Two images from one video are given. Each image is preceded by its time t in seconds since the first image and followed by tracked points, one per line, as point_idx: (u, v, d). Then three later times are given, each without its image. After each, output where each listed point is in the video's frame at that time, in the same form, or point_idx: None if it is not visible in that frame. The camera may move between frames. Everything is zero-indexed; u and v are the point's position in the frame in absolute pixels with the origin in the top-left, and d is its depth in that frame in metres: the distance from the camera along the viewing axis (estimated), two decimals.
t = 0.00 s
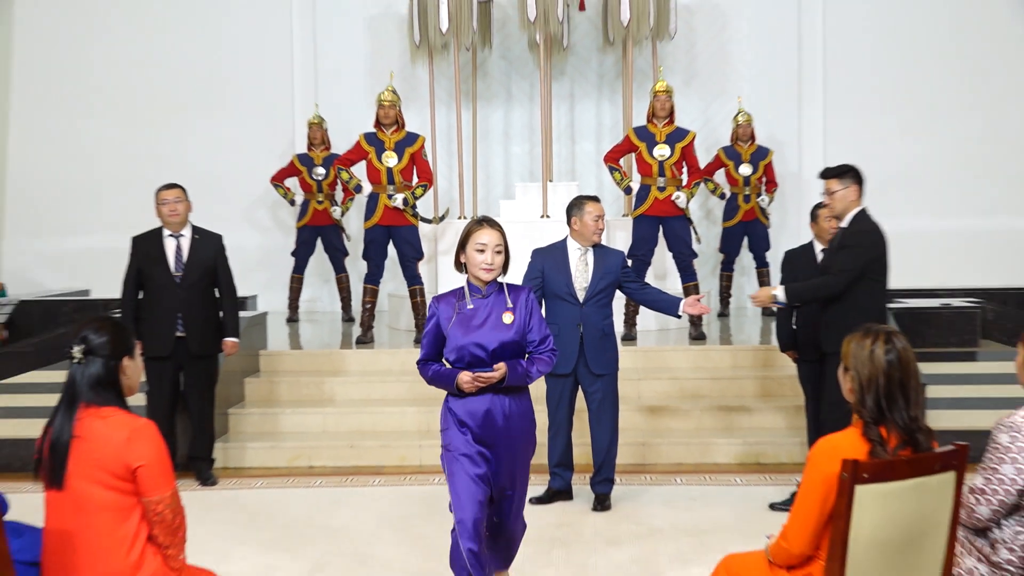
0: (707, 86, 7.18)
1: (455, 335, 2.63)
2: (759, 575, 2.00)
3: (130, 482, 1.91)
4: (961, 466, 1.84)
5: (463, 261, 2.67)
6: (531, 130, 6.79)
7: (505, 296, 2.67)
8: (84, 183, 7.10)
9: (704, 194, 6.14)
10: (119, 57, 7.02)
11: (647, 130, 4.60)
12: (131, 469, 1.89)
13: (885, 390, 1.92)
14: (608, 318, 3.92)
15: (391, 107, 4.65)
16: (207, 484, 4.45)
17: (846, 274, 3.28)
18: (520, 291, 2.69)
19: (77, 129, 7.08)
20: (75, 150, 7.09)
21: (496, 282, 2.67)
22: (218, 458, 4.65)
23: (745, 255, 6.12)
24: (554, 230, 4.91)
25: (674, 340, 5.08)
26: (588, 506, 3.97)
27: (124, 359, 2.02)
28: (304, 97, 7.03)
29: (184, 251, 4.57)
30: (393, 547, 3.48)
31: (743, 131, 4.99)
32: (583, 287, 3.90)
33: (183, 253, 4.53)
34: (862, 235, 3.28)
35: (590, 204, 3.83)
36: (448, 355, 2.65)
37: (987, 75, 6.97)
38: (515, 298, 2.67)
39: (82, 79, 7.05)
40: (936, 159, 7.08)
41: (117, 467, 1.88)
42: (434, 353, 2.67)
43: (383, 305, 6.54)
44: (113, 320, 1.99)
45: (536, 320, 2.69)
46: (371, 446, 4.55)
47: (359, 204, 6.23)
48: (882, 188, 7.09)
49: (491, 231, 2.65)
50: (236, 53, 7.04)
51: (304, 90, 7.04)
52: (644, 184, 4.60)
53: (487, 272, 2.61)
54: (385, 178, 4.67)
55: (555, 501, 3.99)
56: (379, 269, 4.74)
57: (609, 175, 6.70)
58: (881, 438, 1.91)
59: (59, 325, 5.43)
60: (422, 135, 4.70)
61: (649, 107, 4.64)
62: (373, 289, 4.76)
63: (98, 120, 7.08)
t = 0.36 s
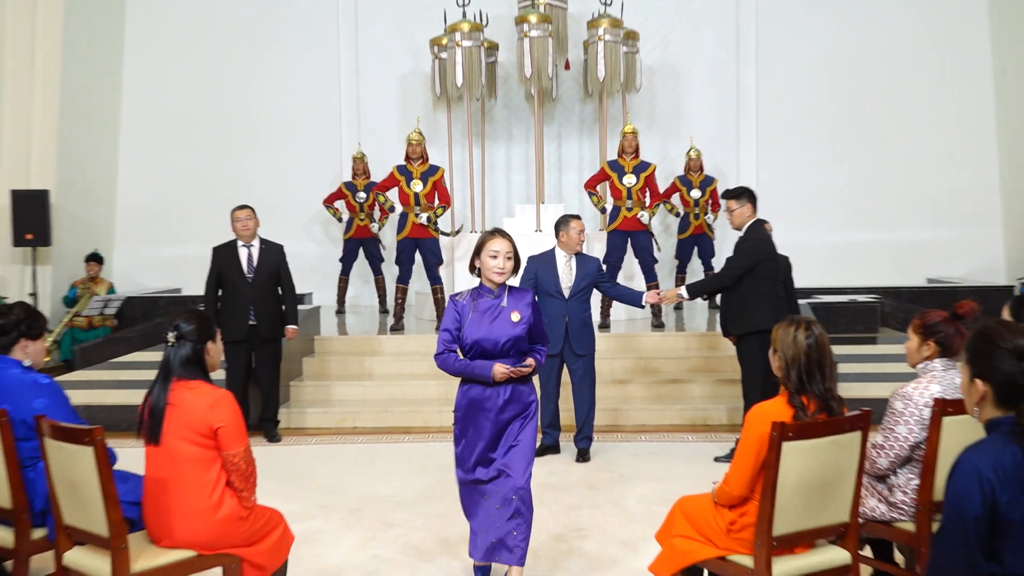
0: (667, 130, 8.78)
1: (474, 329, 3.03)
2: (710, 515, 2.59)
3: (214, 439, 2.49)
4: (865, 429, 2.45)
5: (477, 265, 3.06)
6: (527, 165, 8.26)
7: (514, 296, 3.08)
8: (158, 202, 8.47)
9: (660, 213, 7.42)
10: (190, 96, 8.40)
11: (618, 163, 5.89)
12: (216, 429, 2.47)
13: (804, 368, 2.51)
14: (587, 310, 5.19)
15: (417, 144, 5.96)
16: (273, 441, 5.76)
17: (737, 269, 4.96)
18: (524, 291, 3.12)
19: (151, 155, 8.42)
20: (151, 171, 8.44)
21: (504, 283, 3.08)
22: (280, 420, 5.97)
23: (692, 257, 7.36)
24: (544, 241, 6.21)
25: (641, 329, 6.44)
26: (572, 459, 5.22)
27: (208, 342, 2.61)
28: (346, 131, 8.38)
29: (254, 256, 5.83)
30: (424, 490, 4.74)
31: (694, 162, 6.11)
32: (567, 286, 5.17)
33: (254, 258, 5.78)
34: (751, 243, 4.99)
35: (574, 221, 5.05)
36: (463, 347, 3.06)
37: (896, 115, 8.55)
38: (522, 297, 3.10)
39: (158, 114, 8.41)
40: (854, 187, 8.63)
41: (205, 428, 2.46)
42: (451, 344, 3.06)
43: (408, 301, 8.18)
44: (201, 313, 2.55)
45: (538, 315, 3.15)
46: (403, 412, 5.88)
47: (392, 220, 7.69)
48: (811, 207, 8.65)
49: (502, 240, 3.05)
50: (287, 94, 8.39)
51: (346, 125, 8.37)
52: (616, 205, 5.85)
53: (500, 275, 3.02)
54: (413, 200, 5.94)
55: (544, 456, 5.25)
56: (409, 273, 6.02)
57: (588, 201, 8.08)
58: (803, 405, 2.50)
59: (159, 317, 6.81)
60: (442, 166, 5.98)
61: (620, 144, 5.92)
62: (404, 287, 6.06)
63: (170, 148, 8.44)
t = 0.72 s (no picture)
0: (636, 159, 10.60)
1: (489, 322, 3.63)
2: (674, 469, 3.49)
3: (274, 410, 3.41)
4: (792, 401, 3.37)
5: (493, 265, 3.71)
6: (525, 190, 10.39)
7: (525, 295, 3.71)
8: (223, 222, 10.47)
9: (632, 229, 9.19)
10: (248, 133, 10.38)
11: (596, 190, 7.49)
12: (275, 401, 3.39)
13: (745, 353, 3.42)
14: (570, 307, 6.66)
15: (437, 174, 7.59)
16: (322, 411, 7.27)
17: (688, 279, 6.34)
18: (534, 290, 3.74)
19: (216, 183, 10.40)
20: (218, 197, 10.44)
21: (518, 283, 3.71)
22: (326, 395, 7.47)
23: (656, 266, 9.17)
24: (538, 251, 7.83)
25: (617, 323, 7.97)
26: (560, 425, 6.68)
27: (269, 333, 3.52)
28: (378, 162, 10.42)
29: (305, 264, 7.11)
30: (444, 451, 6.13)
31: (658, 190, 7.78)
32: (554, 288, 6.63)
33: (305, 265, 7.03)
34: (699, 257, 6.41)
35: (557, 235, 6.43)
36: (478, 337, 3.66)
37: (824, 151, 10.36)
38: (531, 295, 3.73)
39: (221, 149, 10.38)
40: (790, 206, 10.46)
41: (267, 402, 3.36)
42: (469, 335, 3.69)
43: (432, 298, 10.12)
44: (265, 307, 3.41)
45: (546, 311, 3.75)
46: (426, 387, 7.46)
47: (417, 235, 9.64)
48: (757, 224, 10.51)
49: (516, 245, 3.68)
50: (326, 131, 10.43)
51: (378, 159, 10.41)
52: (595, 222, 7.35)
53: (512, 277, 3.63)
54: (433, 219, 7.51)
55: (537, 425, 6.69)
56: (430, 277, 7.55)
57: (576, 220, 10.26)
58: (743, 382, 3.41)
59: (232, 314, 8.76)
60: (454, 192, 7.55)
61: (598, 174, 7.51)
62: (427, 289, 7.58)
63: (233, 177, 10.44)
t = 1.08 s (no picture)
0: (617, 182, 12.69)
1: (501, 327, 3.89)
2: (648, 444, 4.03)
3: (310, 393, 3.99)
4: (748, 385, 3.94)
5: (497, 274, 3.92)
6: (523, 207, 12.70)
7: (529, 299, 3.98)
8: (273, 233, 12.78)
9: (613, 241, 11.73)
10: (297, 166, 12.71)
11: (583, 209, 9.85)
12: (312, 385, 3.97)
13: (708, 343, 4.02)
14: (559, 305, 7.98)
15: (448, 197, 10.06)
16: (351, 394, 8.49)
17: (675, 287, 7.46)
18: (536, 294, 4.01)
19: (269, 203, 12.75)
20: (270, 216, 12.76)
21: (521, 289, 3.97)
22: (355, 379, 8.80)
23: (634, 270, 11.44)
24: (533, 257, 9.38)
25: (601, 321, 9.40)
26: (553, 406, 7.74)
27: (308, 327, 4.11)
28: (399, 183, 12.66)
29: (337, 270, 8.28)
30: (456, 427, 6.93)
31: (634, 208, 10.34)
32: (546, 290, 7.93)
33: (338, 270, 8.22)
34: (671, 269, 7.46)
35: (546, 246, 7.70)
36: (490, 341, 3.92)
37: (773, 172, 12.38)
38: (534, 299, 3.99)
39: (273, 177, 12.72)
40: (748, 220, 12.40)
41: (306, 386, 3.95)
42: (479, 339, 3.93)
43: (444, 296, 11.79)
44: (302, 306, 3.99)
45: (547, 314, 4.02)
46: (439, 374, 8.85)
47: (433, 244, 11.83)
48: (721, 233, 12.49)
49: (519, 253, 3.89)
50: (360, 160, 12.70)
51: (399, 180, 12.66)
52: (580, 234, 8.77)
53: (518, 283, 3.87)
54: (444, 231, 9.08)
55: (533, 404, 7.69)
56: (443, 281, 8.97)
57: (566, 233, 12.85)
58: (707, 367, 4.04)
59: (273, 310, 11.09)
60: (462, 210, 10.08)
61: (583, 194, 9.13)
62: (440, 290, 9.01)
63: (282, 199, 12.76)
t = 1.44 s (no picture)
0: (614, 188, 12.82)
1: (526, 346, 3.35)
2: (645, 447, 4.09)
3: (312, 397, 4.07)
4: (744, 390, 4.00)
5: (522, 287, 3.37)
6: (522, 213, 12.80)
7: (556, 313, 3.42)
8: (275, 239, 12.88)
9: (612, 245, 11.86)
10: (297, 172, 12.82)
11: (582, 214, 10.01)
12: (313, 390, 4.06)
13: (706, 348, 4.09)
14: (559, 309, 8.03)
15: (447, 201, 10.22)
16: (352, 398, 8.60)
17: (711, 291, 7.40)
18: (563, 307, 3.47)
19: (270, 209, 12.84)
20: (271, 222, 12.86)
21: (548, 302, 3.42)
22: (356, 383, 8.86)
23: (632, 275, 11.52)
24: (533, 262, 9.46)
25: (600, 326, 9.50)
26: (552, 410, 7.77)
27: (308, 332, 4.18)
28: (400, 189, 12.77)
29: (339, 275, 8.33)
30: (455, 430, 7.02)
31: (633, 214, 10.49)
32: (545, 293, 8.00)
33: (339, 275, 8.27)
34: (705, 271, 7.39)
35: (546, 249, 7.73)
36: (512, 362, 3.39)
37: (770, 178, 12.48)
38: (561, 314, 3.44)
39: (274, 183, 12.82)
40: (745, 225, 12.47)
41: (308, 390, 4.03)
42: (500, 360, 3.39)
43: (444, 301, 11.91)
44: (306, 310, 4.07)
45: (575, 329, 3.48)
46: (440, 378, 8.92)
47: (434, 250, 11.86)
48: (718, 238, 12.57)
49: (547, 263, 3.35)
50: (360, 166, 12.81)
51: (400, 186, 12.77)
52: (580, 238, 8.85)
53: (544, 300, 3.32)
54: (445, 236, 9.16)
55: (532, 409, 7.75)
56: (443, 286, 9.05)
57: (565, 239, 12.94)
58: (704, 372, 4.11)
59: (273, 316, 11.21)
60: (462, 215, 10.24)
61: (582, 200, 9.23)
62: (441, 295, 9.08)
63: (283, 205, 12.85)
